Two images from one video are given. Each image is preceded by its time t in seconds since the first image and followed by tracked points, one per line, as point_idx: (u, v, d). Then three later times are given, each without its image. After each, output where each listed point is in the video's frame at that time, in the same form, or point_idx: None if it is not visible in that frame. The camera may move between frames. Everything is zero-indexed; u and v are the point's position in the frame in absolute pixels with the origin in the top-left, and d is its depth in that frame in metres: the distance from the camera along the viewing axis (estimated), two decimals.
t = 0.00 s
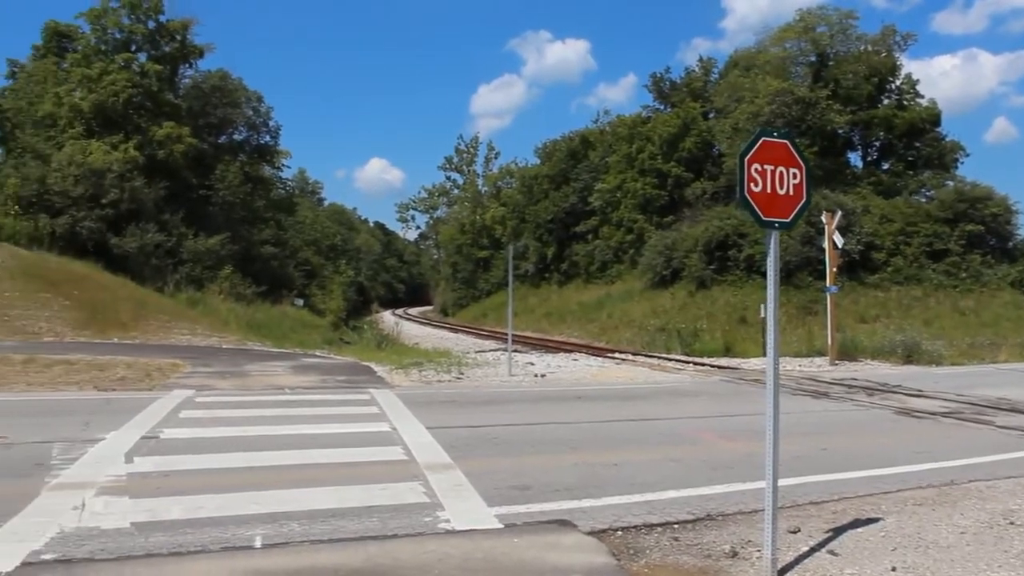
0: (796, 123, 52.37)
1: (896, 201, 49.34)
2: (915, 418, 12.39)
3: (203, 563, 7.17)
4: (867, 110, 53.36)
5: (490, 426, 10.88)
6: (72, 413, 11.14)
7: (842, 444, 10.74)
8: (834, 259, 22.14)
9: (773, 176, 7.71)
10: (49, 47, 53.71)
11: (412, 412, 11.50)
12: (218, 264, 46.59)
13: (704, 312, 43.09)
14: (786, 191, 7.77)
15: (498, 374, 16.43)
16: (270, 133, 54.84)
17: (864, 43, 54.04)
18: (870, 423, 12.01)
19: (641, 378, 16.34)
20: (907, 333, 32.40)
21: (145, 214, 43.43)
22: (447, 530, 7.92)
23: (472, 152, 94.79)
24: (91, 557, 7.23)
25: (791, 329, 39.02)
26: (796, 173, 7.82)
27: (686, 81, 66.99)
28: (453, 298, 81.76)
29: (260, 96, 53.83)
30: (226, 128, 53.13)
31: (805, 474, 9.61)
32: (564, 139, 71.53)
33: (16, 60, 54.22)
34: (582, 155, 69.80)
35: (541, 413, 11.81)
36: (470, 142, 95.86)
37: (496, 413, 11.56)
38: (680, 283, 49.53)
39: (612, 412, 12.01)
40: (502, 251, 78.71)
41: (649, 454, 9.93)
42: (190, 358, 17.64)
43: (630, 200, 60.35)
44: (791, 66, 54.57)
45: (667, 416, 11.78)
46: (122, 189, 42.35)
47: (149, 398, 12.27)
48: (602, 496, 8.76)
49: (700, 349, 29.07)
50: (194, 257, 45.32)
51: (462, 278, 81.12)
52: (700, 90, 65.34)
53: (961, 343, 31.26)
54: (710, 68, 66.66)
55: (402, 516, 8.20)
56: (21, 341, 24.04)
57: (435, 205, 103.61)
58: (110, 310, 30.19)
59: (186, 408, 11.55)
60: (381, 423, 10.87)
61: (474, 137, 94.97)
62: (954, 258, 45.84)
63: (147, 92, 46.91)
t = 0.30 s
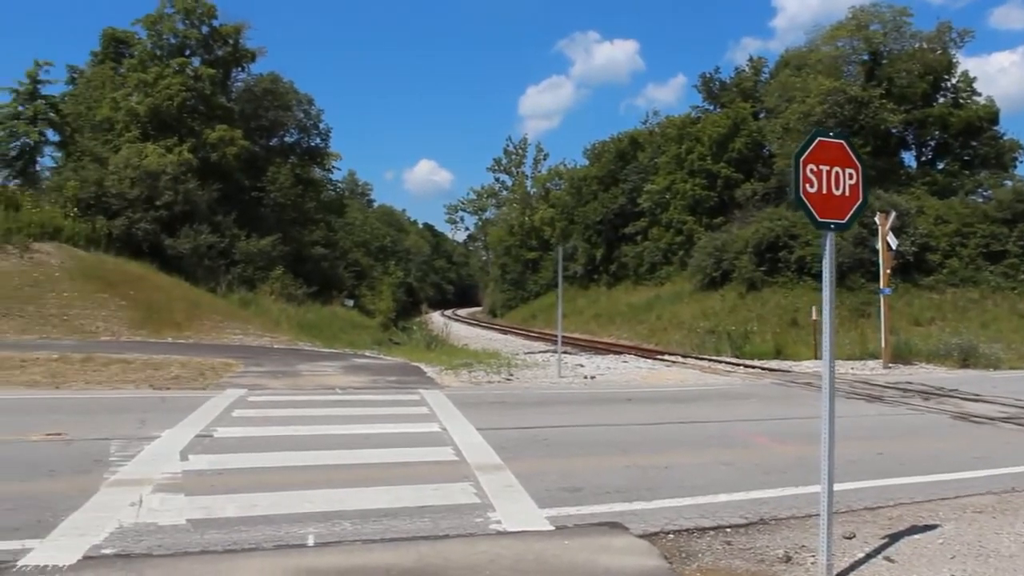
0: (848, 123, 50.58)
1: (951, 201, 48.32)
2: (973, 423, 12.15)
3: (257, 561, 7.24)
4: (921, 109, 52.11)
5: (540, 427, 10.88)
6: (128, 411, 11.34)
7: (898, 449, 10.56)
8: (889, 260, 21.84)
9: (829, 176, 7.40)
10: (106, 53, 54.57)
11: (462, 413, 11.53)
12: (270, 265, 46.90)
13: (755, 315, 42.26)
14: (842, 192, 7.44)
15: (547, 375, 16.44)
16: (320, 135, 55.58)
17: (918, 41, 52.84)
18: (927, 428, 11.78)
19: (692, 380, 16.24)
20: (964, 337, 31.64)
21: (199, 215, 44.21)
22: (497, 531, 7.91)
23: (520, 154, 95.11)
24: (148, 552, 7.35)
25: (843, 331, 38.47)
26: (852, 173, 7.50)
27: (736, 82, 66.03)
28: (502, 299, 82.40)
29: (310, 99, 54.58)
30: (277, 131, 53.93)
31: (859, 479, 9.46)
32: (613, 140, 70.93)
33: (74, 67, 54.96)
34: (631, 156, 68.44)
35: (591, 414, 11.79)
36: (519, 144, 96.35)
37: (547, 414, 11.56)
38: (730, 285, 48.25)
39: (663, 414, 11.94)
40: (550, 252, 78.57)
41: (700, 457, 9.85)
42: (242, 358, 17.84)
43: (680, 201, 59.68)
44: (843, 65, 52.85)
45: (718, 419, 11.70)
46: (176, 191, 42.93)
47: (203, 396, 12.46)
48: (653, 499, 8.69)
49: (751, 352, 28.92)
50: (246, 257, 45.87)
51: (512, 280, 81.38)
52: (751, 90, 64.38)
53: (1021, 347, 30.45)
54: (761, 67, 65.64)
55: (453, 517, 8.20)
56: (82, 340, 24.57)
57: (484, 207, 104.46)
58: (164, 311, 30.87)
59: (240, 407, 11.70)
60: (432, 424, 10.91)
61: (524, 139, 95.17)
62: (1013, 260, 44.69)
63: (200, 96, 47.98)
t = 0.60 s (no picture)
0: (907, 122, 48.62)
1: (1015, 201, 46.89)
2: None
3: (315, 560, 7.31)
4: (985, 106, 50.23)
5: (596, 429, 10.86)
6: (190, 410, 11.56)
7: (962, 456, 10.31)
8: (951, 261, 21.37)
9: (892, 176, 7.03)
10: (167, 59, 56.01)
11: (516, 415, 11.56)
12: (326, 267, 47.31)
13: (811, 316, 41.37)
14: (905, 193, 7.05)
15: (601, 378, 16.38)
16: (374, 138, 56.42)
17: (980, 36, 50.49)
18: (992, 434, 11.49)
19: (748, 383, 16.06)
20: None
21: (255, 218, 44.51)
22: (553, 534, 7.89)
23: (574, 155, 94.92)
24: (209, 549, 7.46)
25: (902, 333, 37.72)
26: (916, 173, 7.11)
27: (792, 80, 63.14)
28: (557, 300, 82.66)
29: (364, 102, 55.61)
30: (332, 134, 55.12)
31: (921, 486, 9.25)
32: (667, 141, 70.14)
33: (136, 74, 56.21)
34: (686, 157, 67.59)
35: (645, 417, 11.73)
36: (572, 146, 96.35)
37: (603, 416, 11.54)
38: (786, 287, 47.44)
39: (720, 417, 11.85)
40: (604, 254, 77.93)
41: (757, 461, 9.73)
42: (299, 359, 18.06)
43: (735, 202, 58.45)
44: (902, 62, 50.29)
45: (775, 423, 11.57)
46: (233, 194, 43.46)
47: (261, 396, 12.65)
48: (711, 503, 8.60)
49: (807, 354, 28.57)
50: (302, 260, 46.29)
51: (566, 282, 81.42)
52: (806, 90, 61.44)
53: None
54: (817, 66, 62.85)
55: (510, 519, 8.20)
56: (147, 341, 25.17)
57: (537, 209, 104.59)
58: (222, 311, 31.65)
59: (297, 408, 11.85)
60: (487, 425, 10.94)
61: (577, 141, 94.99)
62: None
63: (258, 100, 49.40)
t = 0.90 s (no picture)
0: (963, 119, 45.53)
1: None
2: None
3: (366, 559, 7.37)
4: None
5: (647, 431, 10.82)
6: (243, 410, 11.74)
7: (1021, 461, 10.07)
8: (1010, 262, 20.88)
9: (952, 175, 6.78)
10: (219, 64, 57.14)
11: (566, 416, 11.56)
12: (375, 268, 47.44)
13: (864, 317, 40.73)
14: (965, 191, 6.78)
15: (651, 379, 16.31)
16: (424, 139, 56.62)
17: None
18: None
19: (799, 386, 15.87)
20: None
21: (306, 221, 44.70)
22: (605, 535, 7.85)
23: (622, 156, 94.66)
24: (263, 548, 7.56)
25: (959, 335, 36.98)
26: (976, 171, 6.81)
27: (843, 78, 62.17)
28: (606, 301, 82.62)
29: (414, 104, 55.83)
30: (382, 136, 55.48)
31: (979, 492, 9.04)
32: (717, 140, 69.53)
33: (190, 79, 57.36)
34: (735, 157, 67.25)
35: (696, 419, 11.65)
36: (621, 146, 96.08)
37: (653, 418, 11.48)
38: (838, 288, 46.78)
39: (772, 419, 11.74)
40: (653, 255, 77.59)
41: (810, 465, 9.62)
42: (350, 360, 18.22)
43: (785, 202, 57.84)
44: (958, 58, 47.06)
45: (828, 425, 11.43)
46: (285, 197, 43.81)
47: (313, 396, 12.79)
48: (764, 506, 8.51)
49: (860, 357, 28.22)
50: (353, 261, 46.32)
51: (615, 282, 81.30)
52: (858, 88, 60.33)
53: None
54: (869, 63, 61.85)
55: (562, 520, 8.18)
56: (203, 341, 25.70)
57: (586, 210, 104.47)
58: (274, 312, 32.28)
59: (348, 408, 11.97)
60: (536, 426, 10.95)
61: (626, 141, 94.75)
62: None
63: (308, 104, 49.76)
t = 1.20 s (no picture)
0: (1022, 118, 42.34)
1: None
2: None
3: (416, 557, 7.41)
4: None
5: (696, 432, 10.75)
6: (293, 407, 11.88)
7: None
8: None
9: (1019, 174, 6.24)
10: (269, 65, 57.83)
11: (614, 415, 11.53)
12: (423, 267, 47.47)
13: (917, 319, 39.91)
14: None
15: (700, 379, 16.21)
16: (470, 139, 57.18)
17: None
18: None
19: (851, 387, 15.67)
20: None
21: (355, 220, 45.07)
22: (655, 536, 7.81)
23: (671, 155, 94.22)
24: (314, 544, 7.64)
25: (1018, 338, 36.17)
26: None
27: (896, 75, 61.05)
28: (653, 301, 82.28)
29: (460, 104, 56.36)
30: (430, 135, 56.09)
31: None
32: (766, 139, 68.75)
33: (241, 81, 58.13)
34: (785, 156, 66.48)
35: (746, 420, 11.56)
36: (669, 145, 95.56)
37: (702, 419, 11.41)
38: (890, 288, 45.96)
39: (823, 421, 11.59)
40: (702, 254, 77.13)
41: (863, 467, 9.48)
42: (399, 358, 18.34)
43: (836, 202, 56.93)
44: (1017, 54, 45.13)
45: (882, 428, 11.25)
46: (334, 195, 44.05)
47: (361, 395, 12.89)
48: (816, 509, 8.39)
49: (913, 359, 27.91)
50: (401, 260, 46.43)
51: (663, 282, 80.98)
52: (911, 85, 59.22)
53: None
54: (923, 60, 60.70)
55: (612, 520, 8.16)
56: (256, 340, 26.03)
57: (634, 209, 104.10)
58: (322, 312, 32.37)
59: (396, 406, 12.04)
60: (584, 426, 10.93)
61: (674, 140, 94.27)
62: None
63: (357, 104, 50.38)
